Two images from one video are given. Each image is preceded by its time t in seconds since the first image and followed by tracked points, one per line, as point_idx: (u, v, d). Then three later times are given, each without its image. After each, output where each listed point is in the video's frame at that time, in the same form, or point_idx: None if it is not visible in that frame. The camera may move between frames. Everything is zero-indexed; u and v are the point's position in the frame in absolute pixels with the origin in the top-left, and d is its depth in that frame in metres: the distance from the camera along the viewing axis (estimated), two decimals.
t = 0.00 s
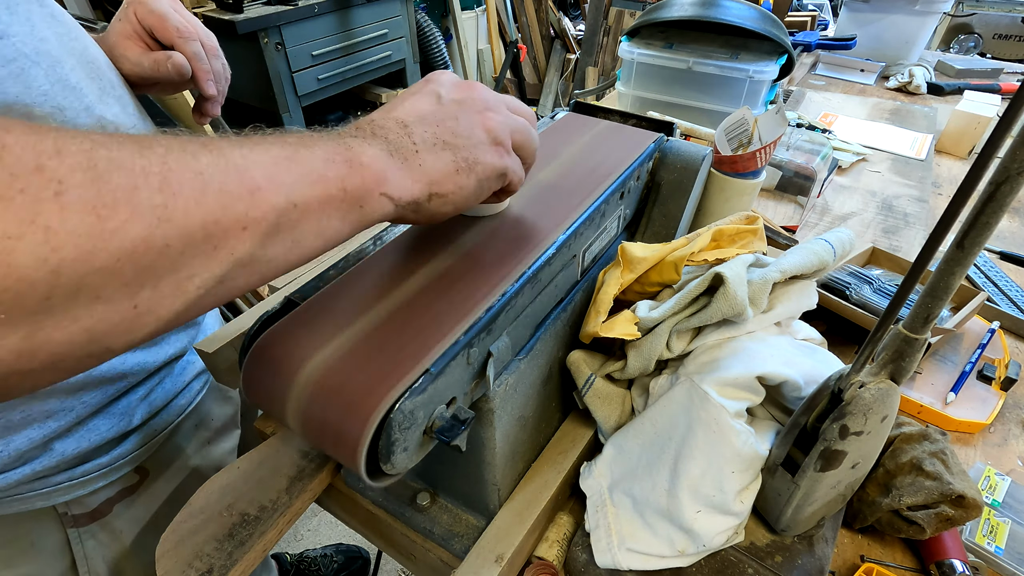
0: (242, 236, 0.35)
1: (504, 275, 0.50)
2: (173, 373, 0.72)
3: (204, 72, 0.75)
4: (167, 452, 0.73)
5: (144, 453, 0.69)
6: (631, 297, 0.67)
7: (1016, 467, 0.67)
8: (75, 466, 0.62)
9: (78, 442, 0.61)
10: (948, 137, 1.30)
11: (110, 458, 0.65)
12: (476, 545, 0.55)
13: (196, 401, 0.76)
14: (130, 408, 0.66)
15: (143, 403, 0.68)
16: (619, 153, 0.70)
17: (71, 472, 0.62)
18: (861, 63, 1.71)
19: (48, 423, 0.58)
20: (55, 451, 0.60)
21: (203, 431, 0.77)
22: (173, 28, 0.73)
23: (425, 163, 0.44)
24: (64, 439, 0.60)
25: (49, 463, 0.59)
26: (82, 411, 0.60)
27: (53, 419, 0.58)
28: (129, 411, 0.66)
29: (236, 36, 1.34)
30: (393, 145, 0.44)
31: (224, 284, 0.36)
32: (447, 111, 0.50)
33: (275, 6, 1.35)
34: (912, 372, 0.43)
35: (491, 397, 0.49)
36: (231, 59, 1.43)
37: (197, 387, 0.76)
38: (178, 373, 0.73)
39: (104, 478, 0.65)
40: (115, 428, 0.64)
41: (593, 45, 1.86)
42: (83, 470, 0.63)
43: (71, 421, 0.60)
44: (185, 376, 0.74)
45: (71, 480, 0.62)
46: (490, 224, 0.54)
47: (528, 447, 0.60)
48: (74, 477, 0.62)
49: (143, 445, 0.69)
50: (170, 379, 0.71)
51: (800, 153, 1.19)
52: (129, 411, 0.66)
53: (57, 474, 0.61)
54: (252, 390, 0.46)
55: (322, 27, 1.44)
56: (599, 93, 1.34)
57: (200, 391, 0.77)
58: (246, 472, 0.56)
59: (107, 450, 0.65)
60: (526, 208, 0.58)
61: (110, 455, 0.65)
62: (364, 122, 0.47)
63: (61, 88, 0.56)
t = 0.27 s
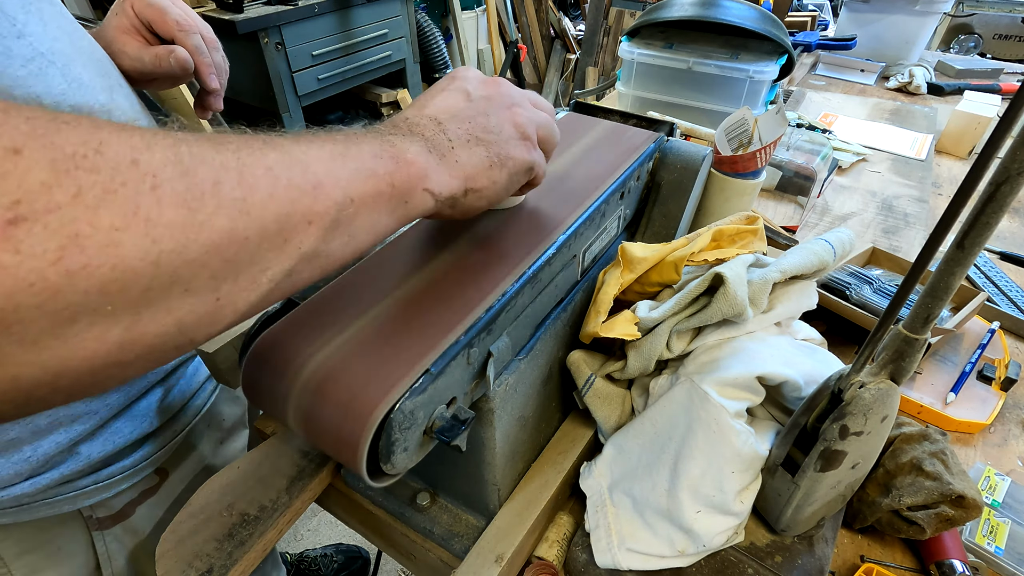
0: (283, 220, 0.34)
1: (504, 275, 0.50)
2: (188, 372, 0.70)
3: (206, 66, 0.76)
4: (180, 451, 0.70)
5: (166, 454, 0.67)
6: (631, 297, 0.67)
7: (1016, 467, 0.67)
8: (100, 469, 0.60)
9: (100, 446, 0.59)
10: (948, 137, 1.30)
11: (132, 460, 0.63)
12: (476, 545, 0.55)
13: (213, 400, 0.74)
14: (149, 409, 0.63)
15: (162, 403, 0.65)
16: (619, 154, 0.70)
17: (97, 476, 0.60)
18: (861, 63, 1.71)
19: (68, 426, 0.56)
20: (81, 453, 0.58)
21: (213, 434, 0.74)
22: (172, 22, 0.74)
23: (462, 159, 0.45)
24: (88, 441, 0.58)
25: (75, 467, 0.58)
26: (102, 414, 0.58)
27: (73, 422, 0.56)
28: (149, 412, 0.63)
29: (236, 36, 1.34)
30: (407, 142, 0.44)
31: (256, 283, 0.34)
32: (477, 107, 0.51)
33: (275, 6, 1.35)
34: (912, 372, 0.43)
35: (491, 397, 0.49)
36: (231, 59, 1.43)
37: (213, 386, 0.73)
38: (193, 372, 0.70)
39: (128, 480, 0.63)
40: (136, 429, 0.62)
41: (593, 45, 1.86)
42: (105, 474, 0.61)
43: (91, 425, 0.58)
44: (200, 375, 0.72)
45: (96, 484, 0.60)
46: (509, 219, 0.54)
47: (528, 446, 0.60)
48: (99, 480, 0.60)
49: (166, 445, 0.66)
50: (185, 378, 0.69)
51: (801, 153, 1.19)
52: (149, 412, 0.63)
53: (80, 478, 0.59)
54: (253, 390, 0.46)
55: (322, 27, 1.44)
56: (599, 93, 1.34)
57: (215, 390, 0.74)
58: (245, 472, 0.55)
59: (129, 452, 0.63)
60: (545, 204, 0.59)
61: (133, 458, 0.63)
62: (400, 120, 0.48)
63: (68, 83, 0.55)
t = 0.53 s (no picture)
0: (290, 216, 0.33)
1: (504, 275, 0.50)
2: (175, 381, 0.68)
3: (190, 74, 0.75)
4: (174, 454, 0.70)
5: (150, 465, 0.65)
6: (631, 297, 0.67)
7: (1016, 467, 0.67)
8: (80, 482, 0.59)
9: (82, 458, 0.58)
10: (948, 137, 1.30)
11: (115, 472, 0.61)
12: (476, 545, 0.55)
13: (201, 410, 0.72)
14: (132, 421, 0.62)
15: (144, 414, 0.63)
16: (619, 154, 0.70)
17: (76, 489, 0.58)
18: (861, 63, 1.71)
19: (42, 440, 0.54)
20: (59, 468, 0.56)
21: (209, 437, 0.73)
22: (157, 28, 0.72)
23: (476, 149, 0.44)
24: (66, 454, 0.56)
25: (50, 482, 0.55)
26: (79, 426, 0.56)
27: (47, 435, 0.54)
28: (132, 424, 0.61)
29: (236, 36, 1.34)
30: (405, 129, 0.42)
31: (258, 282, 0.33)
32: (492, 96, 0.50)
33: (275, 6, 1.35)
34: (912, 372, 0.43)
35: (491, 397, 0.49)
36: (230, 59, 1.43)
37: (201, 395, 0.72)
38: (178, 381, 0.68)
39: (110, 493, 0.61)
40: (117, 442, 0.60)
41: (593, 46, 1.86)
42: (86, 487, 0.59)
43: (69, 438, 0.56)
44: (188, 384, 0.70)
45: (76, 497, 0.58)
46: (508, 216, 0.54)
47: (528, 447, 0.60)
48: (79, 493, 0.59)
49: (148, 457, 0.65)
50: (173, 387, 0.67)
51: (801, 153, 1.19)
52: (132, 423, 0.62)
53: (61, 491, 0.57)
54: (253, 391, 0.46)
55: (322, 27, 1.44)
56: (599, 93, 1.34)
57: (203, 399, 0.72)
58: (244, 472, 0.55)
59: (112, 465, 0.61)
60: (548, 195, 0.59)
61: (114, 471, 0.61)
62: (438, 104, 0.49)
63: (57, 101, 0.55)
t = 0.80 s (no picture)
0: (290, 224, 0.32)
1: (504, 275, 0.50)
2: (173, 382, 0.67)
3: (190, 70, 0.73)
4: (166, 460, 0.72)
5: (142, 468, 0.65)
6: (631, 297, 0.67)
7: (1016, 467, 0.67)
8: (70, 485, 0.58)
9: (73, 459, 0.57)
10: (948, 138, 1.29)
11: (104, 476, 0.61)
12: (476, 545, 0.55)
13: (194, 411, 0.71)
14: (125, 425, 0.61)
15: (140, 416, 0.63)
16: (619, 153, 0.70)
17: (65, 492, 0.58)
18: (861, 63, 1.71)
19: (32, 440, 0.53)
20: (48, 471, 0.55)
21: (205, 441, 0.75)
22: (157, 23, 0.71)
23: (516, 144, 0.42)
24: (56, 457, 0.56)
25: (42, 484, 0.55)
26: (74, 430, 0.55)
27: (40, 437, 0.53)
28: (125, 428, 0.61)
29: (236, 37, 1.34)
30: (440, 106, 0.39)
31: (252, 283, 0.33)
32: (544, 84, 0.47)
33: (275, 6, 1.35)
34: (912, 372, 0.43)
35: (491, 397, 0.49)
36: (231, 59, 1.43)
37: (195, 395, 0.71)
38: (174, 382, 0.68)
39: (99, 496, 0.61)
40: (110, 445, 0.60)
41: (593, 46, 1.85)
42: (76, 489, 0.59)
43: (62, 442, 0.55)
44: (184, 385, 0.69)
45: (64, 501, 0.58)
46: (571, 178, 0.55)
47: (528, 447, 0.60)
48: (67, 497, 0.58)
49: (142, 459, 0.64)
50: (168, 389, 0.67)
51: (801, 153, 1.19)
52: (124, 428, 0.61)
53: (49, 495, 0.56)
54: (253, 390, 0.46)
55: (322, 27, 1.44)
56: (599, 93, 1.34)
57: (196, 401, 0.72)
58: (246, 472, 0.56)
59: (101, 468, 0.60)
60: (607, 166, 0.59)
61: (105, 473, 0.61)
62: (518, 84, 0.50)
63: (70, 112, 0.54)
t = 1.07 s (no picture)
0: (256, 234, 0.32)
1: (504, 275, 0.50)
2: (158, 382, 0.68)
3: (174, 73, 0.74)
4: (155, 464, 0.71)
5: (126, 467, 0.66)
6: (631, 298, 0.67)
7: (1016, 467, 0.67)
8: (49, 485, 0.59)
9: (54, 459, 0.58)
10: (948, 138, 1.29)
11: (89, 473, 0.62)
12: (476, 544, 0.55)
13: (181, 412, 0.72)
14: (107, 424, 0.62)
15: (123, 416, 0.63)
16: (620, 153, 0.70)
17: (45, 492, 0.59)
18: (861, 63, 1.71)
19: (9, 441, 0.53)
20: (26, 471, 0.56)
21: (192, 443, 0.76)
22: (141, 27, 0.72)
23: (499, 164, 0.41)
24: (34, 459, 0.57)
25: (20, 484, 0.56)
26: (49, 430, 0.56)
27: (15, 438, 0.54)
28: (105, 427, 0.61)
29: (236, 37, 1.34)
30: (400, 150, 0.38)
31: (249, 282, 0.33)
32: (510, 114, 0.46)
33: (275, 6, 1.35)
34: (913, 372, 0.43)
35: (491, 397, 0.49)
36: (230, 59, 1.42)
37: (183, 398, 0.72)
38: (161, 383, 0.68)
39: (82, 496, 0.62)
40: (90, 445, 0.60)
41: (593, 46, 1.85)
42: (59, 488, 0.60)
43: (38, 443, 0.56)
44: (173, 385, 0.70)
45: (43, 501, 0.59)
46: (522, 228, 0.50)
47: (528, 446, 0.60)
48: (47, 496, 0.59)
49: (127, 458, 0.65)
50: (153, 390, 0.67)
51: (801, 153, 1.19)
52: (105, 427, 0.61)
53: (27, 495, 0.58)
54: (253, 391, 0.46)
55: (322, 27, 1.44)
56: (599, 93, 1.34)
57: (185, 400, 0.73)
58: (247, 472, 0.56)
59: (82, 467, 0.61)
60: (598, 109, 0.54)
61: (86, 473, 0.62)
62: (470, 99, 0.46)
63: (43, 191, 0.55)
